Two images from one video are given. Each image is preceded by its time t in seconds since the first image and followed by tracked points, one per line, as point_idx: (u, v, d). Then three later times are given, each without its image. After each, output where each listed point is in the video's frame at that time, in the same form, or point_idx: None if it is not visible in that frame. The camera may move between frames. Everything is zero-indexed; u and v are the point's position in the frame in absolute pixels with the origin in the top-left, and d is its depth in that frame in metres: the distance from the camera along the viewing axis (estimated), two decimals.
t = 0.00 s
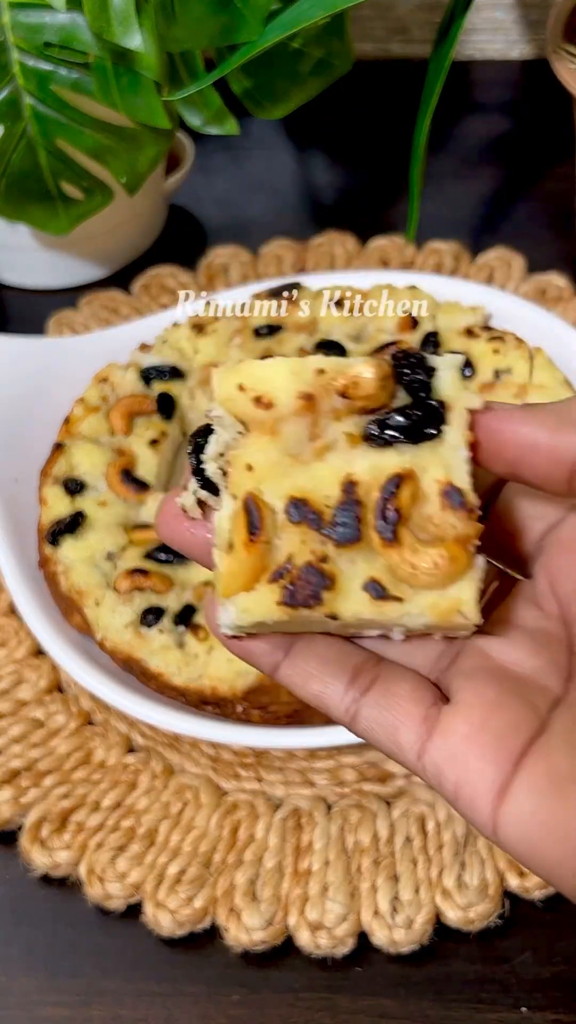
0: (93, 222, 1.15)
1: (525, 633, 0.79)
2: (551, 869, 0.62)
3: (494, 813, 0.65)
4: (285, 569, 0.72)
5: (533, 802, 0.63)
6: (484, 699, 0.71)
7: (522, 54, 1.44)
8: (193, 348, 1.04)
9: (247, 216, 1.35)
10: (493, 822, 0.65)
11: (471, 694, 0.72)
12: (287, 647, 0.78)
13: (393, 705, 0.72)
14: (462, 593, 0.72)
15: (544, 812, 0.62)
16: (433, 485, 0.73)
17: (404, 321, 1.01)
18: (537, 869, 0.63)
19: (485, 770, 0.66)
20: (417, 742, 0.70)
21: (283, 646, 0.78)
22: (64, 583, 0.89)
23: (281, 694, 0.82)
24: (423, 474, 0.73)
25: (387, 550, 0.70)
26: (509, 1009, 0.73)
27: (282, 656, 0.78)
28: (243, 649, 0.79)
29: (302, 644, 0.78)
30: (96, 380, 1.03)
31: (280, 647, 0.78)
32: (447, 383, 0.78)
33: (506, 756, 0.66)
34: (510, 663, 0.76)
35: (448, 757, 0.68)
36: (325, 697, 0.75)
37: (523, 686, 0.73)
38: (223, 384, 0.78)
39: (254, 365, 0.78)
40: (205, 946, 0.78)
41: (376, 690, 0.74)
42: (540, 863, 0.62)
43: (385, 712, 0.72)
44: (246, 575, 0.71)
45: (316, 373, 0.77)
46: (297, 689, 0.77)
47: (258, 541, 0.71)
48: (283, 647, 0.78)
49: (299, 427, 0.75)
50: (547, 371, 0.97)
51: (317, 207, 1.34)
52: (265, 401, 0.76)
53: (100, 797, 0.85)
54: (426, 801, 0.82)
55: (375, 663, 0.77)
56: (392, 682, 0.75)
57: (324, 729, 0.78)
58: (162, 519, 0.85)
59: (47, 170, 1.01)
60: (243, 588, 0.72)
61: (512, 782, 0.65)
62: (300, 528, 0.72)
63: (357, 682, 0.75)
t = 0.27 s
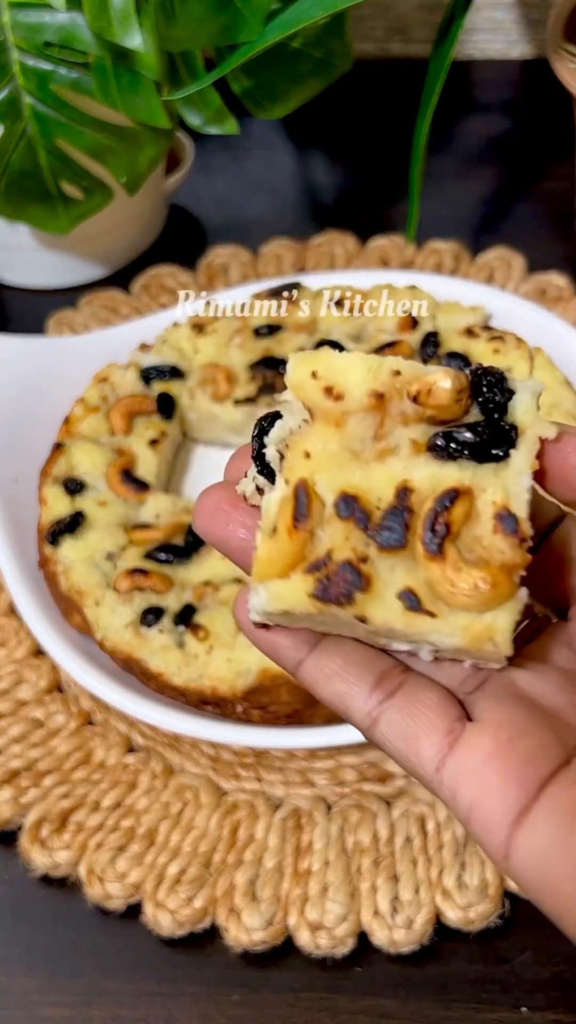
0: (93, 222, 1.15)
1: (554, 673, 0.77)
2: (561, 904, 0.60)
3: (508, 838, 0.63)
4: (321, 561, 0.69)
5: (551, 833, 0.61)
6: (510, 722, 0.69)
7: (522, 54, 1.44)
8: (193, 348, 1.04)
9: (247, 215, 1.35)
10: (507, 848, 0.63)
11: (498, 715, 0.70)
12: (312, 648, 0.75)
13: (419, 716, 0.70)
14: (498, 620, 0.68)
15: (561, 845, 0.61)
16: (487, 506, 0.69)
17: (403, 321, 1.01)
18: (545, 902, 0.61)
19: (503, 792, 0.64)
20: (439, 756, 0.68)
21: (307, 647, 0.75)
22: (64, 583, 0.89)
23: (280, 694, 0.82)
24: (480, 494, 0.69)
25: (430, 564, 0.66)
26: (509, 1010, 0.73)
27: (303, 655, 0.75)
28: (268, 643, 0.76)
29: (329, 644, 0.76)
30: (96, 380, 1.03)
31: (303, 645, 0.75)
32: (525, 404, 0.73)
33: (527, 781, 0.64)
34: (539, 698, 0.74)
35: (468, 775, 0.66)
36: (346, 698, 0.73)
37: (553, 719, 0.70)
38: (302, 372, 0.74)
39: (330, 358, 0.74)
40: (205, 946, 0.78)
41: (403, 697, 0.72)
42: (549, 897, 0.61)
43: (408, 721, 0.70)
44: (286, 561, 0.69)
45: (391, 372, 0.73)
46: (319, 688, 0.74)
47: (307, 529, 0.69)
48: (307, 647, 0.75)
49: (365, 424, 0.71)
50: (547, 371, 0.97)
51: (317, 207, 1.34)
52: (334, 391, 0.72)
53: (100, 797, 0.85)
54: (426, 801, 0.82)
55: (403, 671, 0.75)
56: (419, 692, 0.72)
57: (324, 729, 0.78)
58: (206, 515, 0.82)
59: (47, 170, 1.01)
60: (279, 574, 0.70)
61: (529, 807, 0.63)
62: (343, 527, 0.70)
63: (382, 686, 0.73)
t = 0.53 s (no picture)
0: (93, 222, 1.15)
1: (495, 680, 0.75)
2: (485, 913, 0.60)
3: (433, 841, 0.62)
4: (266, 537, 0.69)
5: (477, 842, 0.60)
6: (450, 722, 0.67)
7: (522, 53, 1.43)
8: (193, 347, 1.04)
9: (247, 215, 1.35)
10: (431, 851, 0.62)
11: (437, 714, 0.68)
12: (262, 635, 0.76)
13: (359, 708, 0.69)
14: (433, 608, 0.67)
15: (487, 854, 0.60)
16: (433, 496, 0.69)
17: (403, 321, 1.01)
18: (466, 908, 0.61)
19: (433, 795, 0.63)
20: (373, 751, 0.67)
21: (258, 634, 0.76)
22: (64, 583, 0.89)
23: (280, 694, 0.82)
24: (427, 485, 0.69)
25: (371, 546, 0.66)
26: (509, 1011, 0.73)
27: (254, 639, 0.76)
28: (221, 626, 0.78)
29: (278, 633, 0.76)
30: (96, 380, 1.03)
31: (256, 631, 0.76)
32: (481, 398, 0.73)
33: (458, 785, 0.63)
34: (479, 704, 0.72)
35: (399, 773, 0.65)
36: (291, 686, 0.73)
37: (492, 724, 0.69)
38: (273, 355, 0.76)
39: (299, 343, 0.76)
40: (205, 946, 0.78)
41: (345, 691, 0.71)
42: (471, 903, 0.60)
43: (347, 714, 0.69)
44: (233, 537, 0.70)
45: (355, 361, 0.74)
46: (266, 675, 0.75)
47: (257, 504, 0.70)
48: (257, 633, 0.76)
49: (323, 410, 0.73)
50: (547, 371, 0.97)
51: (317, 207, 1.34)
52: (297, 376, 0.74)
53: (100, 797, 0.85)
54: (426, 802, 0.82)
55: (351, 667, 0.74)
56: (362, 686, 0.72)
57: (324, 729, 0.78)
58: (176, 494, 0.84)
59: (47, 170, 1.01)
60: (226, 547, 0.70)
61: (457, 813, 0.62)
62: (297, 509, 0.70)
63: (326, 679, 0.72)
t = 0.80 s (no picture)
0: (93, 222, 1.15)
1: (486, 668, 0.76)
2: (463, 897, 0.61)
3: (416, 825, 0.63)
4: (267, 517, 0.70)
5: (458, 829, 0.61)
6: (437, 709, 0.68)
7: (522, 53, 1.43)
8: (193, 347, 1.04)
9: (247, 215, 1.35)
10: (416, 833, 0.63)
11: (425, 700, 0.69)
12: (261, 617, 0.78)
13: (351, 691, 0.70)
14: (431, 580, 0.68)
15: (466, 841, 0.61)
16: (427, 473, 0.69)
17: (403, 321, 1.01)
18: (445, 890, 0.62)
19: (417, 780, 0.64)
20: (363, 735, 0.68)
21: (256, 614, 0.78)
22: (64, 583, 0.89)
23: (280, 694, 0.82)
24: (420, 461, 0.70)
25: (368, 523, 0.67)
26: (509, 1011, 0.73)
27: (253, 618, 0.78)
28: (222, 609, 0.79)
29: (277, 615, 0.78)
30: (95, 380, 1.03)
31: (256, 611, 0.78)
32: (470, 374, 0.74)
33: (442, 771, 0.64)
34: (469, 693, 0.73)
35: (384, 757, 0.66)
36: (286, 668, 0.74)
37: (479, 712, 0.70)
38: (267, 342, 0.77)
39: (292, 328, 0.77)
40: (204, 946, 0.78)
41: (339, 675, 0.72)
42: (450, 887, 0.62)
43: (339, 698, 0.70)
44: (235, 518, 0.71)
45: (348, 344, 0.76)
46: (263, 657, 0.76)
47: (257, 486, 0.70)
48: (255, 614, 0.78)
49: (319, 392, 0.74)
50: (547, 371, 0.97)
51: (317, 207, 1.34)
52: (292, 360, 0.75)
53: (100, 797, 0.85)
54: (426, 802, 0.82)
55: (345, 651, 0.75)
56: (356, 669, 0.73)
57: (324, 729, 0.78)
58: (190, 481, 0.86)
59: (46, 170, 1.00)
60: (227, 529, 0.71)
61: (441, 797, 0.63)
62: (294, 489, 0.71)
63: (322, 662, 0.74)
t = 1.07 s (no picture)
0: (93, 222, 1.15)
1: (488, 648, 0.76)
2: (466, 876, 0.61)
3: (419, 807, 0.64)
4: (287, 523, 0.69)
5: (461, 809, 0.62)
6: (440, 694, 0.68)
7: (522, 53, 1.43)
8: (193, 347, 1.04)
9: (247, 215, 1.35)
10: (419, 815, 0.64)
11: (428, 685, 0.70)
12: (263, 613, 0.78)
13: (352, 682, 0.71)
14: (453, 578, 0.69)
15: (469, 821, 0.61)
16: (441, 474, 0.70)
17: (403, 321, 1.01)
18: (449, 871, 0.63)
19: (421, 764, 0.64)
20: (366, 724, 0.68)
21: (257, 610, 0.78)
22: (64, 583, 0.89)
23: (280, 694, 0.82)
24: (433, 463, 0.71)
25: (387, 525, 0.67)
26: (509, 1011, 0.73)
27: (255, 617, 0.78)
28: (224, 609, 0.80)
29: (279, 612, 0.78)
30: (95, 380, 1.03)
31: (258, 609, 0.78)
32: (474, 380, 0.74)
33: (444, 754, 0.64)
34: (471, 675, 0.73)
35: (388, 743, 0.66)
36: (290, 663, 0.74)
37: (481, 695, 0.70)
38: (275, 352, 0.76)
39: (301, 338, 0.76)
40: (205, 946, 0.78)
41: (341, 666, 0.73)
42: (454, 867, 0.62)
43: (341, 688, 0.71)
44: (254, 524, 0.70)
45: (354, 352, 0.75)
46: (267, 654, 0.76)
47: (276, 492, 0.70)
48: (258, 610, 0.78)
49: (327, 398, 0.74)
50: (547, 371, 0.97)
51: (317, 207, 1.34)
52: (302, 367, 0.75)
53: (100, 797, 0.85)
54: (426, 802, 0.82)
55: (346, 643, 0.76)
56: (356, 660, 0.73)
57: (324, 729, 0.78)
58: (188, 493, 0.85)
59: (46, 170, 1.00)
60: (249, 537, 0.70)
61: (444, 780, 0.63)
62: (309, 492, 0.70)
63: (323, 655, 0.74)
